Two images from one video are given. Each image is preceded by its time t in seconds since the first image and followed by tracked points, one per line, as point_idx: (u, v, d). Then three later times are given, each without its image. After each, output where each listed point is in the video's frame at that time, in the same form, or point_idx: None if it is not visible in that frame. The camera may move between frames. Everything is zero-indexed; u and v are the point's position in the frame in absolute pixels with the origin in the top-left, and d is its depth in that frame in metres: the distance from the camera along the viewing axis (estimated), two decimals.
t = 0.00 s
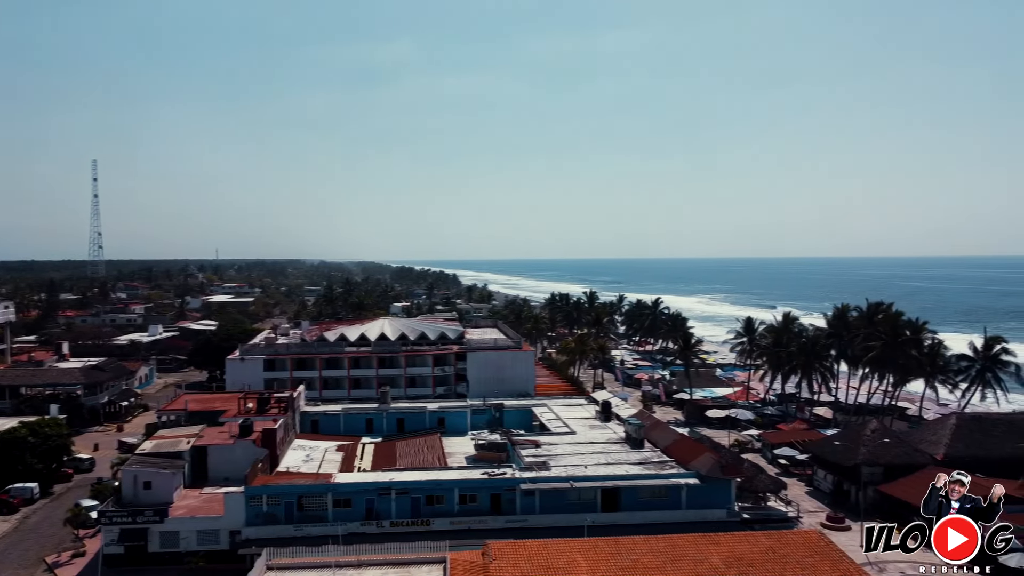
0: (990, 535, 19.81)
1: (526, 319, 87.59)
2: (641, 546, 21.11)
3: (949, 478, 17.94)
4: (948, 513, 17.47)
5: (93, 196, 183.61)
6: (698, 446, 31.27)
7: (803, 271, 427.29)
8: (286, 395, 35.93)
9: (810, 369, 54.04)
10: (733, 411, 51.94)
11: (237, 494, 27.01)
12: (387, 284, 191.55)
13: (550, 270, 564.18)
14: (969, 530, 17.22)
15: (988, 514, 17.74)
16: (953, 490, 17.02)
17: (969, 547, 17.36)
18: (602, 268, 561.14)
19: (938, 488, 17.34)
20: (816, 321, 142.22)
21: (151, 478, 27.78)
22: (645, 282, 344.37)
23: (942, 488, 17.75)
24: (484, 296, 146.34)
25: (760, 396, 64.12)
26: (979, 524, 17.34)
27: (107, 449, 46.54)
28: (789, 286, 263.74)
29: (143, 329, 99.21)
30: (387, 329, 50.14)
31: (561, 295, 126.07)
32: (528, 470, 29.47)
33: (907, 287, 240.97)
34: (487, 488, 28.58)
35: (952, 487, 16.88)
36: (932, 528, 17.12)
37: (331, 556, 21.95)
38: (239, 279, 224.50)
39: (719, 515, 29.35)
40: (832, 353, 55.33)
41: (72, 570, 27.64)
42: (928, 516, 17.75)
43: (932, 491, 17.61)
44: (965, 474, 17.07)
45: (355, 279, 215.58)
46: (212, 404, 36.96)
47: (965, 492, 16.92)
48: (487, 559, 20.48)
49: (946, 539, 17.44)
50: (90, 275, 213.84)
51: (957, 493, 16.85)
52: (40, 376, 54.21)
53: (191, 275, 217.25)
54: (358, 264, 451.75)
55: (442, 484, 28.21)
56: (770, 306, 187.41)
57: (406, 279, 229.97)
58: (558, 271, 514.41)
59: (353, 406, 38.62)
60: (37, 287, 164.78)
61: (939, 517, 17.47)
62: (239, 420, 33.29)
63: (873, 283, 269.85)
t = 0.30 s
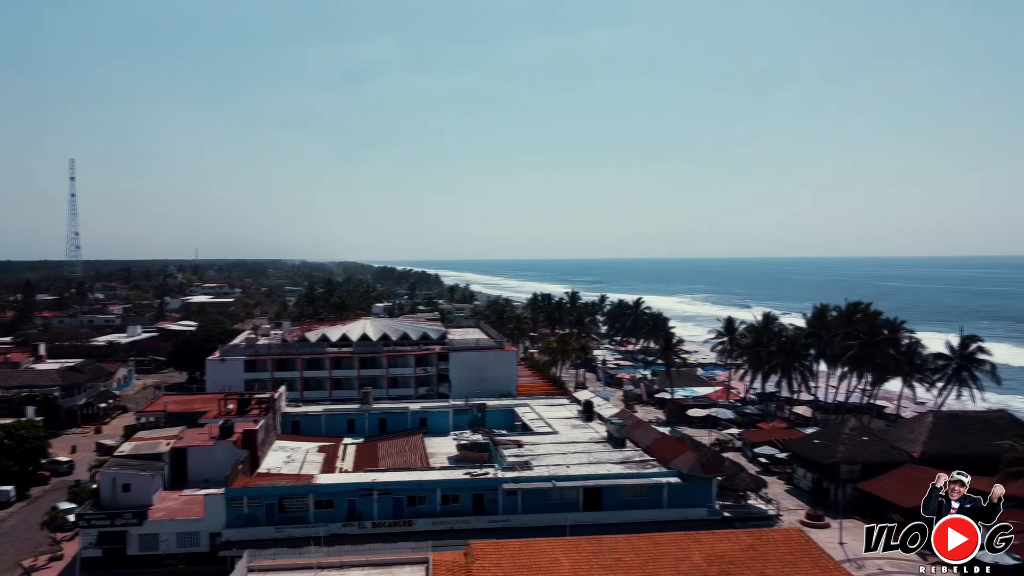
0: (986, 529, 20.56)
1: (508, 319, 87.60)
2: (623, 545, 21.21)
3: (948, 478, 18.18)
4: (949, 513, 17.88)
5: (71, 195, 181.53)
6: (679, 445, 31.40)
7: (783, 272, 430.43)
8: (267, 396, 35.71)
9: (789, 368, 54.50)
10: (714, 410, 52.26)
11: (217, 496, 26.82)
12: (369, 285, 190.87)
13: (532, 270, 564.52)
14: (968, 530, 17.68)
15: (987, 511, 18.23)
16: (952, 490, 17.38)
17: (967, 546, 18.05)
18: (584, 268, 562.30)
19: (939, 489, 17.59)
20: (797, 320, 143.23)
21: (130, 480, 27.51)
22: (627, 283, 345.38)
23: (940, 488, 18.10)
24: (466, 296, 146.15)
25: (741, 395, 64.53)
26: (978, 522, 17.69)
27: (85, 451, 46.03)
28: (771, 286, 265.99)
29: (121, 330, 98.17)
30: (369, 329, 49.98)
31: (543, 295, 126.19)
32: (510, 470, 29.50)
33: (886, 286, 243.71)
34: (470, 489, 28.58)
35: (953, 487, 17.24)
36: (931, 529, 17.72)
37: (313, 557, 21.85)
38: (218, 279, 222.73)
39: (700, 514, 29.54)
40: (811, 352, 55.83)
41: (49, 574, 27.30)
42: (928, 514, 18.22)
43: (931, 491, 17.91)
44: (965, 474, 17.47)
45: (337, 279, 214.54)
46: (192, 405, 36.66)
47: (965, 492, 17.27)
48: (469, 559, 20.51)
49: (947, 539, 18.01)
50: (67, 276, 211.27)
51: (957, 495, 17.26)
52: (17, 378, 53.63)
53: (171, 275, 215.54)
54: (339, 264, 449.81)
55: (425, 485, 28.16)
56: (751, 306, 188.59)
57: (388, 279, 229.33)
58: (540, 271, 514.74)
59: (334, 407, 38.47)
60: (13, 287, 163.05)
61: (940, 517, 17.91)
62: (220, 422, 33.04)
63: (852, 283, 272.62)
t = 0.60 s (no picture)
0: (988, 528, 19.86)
1: (479, 319, 87.55)
2: (593, 544, 21.31)
3: (948, 476, 17.28)
4: (948, 513, 17.08)
5: (31, 194, 177.81)
6: (648, 444, 31.65)
7: (751, 272, 435.21)
8: (235, 397, 35.35)
9: (757, 367, 55.16)
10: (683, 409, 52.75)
11: (184, 499, 26.46)
12: (339, 285, 189.65)
13: (502, 270, 564.62)
14: (968, 530, 16.97)
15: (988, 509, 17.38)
16: (953, 491, 16.63)
17: (968, 546, 17.27)
18: (554, 268, 563.79)
19: (937, 490, 16.90)
20: (764, 319, 144.97)
21: (94, 484, 27.04)
22: (596, 283, 346.85)
23: (939, 486, 17.21)
24: (437, 297, 145.77)
25: (709, 393, 65.20)
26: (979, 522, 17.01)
27: (48, 456, 45.16)
28: (740, 286, 268.97)
29: (85, 331, 96.43)
30: (339, 330, 49.67)
31: (514, 295, 126.32)
32: (481, 470, 29.51)
33: (852, 286, 247.68)
34: (441, 489, 28.54)
35: (952, 488, 16.58)
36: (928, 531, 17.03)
37: (282, 560, 21.63)
38: (185, 279, 219.56)
39: (670, 512, 29.83)
40: (778, 351, 56.64)
41: None
42: (928, 515, 17.30)
43: (929, 491, 17.08)
44: (965, 474, 16.74)
45: (305, 280, 212.73)
46: (158, 407, 36.13)
47: (965, 492, 16.58)
48: (439, 559, 20.50)
49: (946, 539, 17.31)
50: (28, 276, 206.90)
51: (958, 495, 16.57)
52: None
53: (136, 276, 212.30)
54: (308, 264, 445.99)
55: (395, 486, 28.07)
56: (719, 305, 190.45)
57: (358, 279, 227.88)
58: (510, 271, 514.93)
59: (304, 409, 38.18)
60: None
61: (937, 516, 17.21)
62: (186, 424, 32.63)
63: (819, 282, 276.69)
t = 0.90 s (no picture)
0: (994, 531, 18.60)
1: (447, 319, 87.30)
2: (562, 543, 21.41)
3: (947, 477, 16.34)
4: (948, 514, 16.00)
5: None
6: (615, 443, 31.86)
7: (717, 272, 439.79)
8: (199, 400, 34.85)
9: (723, 366, 55.76)
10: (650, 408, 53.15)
11: (147, 503, 26.05)
12: (305, 285, 187.80)
13: (470, 271, 563.76)
14: (968, 530, 15.86)
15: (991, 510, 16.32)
16: (953, 491, 15.53)
17: (969, 547, 16.17)
18: (522, 269, 564.37)
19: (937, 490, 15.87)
20: (729, 319, 146.61)
21: (54, 489, 26.48)
22: (564, 283, 347.83)
23: (939, 486, 16.21)
24: (405, 297, 145.04)
25: (676, 392, 65.75)
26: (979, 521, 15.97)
27: (5, 460, 44.07)
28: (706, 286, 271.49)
29: (43, 333, 94.30)
30: (305, 331, 49.21)
31: (482, 296, 126.19)
32: (450, 471, 29.46)
33: (815, 286, 251.44)
34: (409, 490, 28.44)
35: (953, 488, 15.47)
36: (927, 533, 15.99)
37: (248, 563, 21.38)
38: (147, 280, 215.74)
39: (637, 510, 30.09)
40: (743, 350, 57.35)
41: None
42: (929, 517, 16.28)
43: (929, 492, 16.13)
44: (966, 472, 15.62)
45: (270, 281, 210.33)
46: (120, 410, 35.49)
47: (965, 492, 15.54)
48: (409, 560, 20.49)
49: (946, 539, 16.16)
50: None
51: (959, 495, 15.50)
52: None
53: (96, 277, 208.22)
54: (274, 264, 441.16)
55: (363, 488, 27.90)
56: (685, 305, 192.17)
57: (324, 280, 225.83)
58: (478, 271, 514.44)
59: (270, 411, 37.77)
60: None
61: (937, 517, 16.13)
62: (149, 427, 32.10)
63: (783, 282, 280.57)
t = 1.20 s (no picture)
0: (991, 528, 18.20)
1: (419, 320, 87.06)
2: (534, 542, 21.47)
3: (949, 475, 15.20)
4: (948, 514, 14.87)
5: None
6: (587, 442, 32.03)
7: (686, 272, 443.45)
8: (167, 402, 34.38)
9: (692, 365, 56.26)
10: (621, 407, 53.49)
11: (113, 507, 25.65)
12: (274, 287, 186.27)
13: (441, 271, 562.48)
14: (968, 529, 14.92)
15: (992, 510, 15.20)
16: (953, 491, 14.48)
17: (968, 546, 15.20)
18: (493, 269, 564.42)
19: (936, 490, 14.76)
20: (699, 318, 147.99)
21: (16, 494, 25.89)
22: (535, 283, 348.56)
23: (938, 484, 15.04)
24: (376, 297, 144.38)
25: (647, 391, 66.23)
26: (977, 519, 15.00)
27: None
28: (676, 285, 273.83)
29: (5, 336, 92.39)
30: (275, 331, 48.75)
31: (453, 296, 126.05)
32: (422, 471, 29.38)
33: (782, 286, 254.81)
34: (381, 491, 28.32)
35: (952, 487, 14.42)
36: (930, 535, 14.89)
37: (217, 568, 21.13)
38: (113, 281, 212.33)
39: (609, 509, 30.30)
40: (712, 349, 57.94)
41: None
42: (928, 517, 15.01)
43: (928, 492, 14.86)
44: (966, 470, 14.61)
45: (239, 282, 208.26)
46: (85, 413, 34.89)
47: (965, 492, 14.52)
48: (380, 561, 20.45)
49: (945, 538, 15.19)
50: None
51: (959, 495, 14.44)
52: None
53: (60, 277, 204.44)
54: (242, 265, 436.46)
55: (334, 489, 27.70)
56: (656, 305, 193.61)
57: (293, 280, 223.98)
58: (449, 271, 513.52)
59: (239, 413, 37.37)
60: None
61: (935, 517, 15.03)
62: (115, 430, 31.61)
63: (751, 282, 283.92)
